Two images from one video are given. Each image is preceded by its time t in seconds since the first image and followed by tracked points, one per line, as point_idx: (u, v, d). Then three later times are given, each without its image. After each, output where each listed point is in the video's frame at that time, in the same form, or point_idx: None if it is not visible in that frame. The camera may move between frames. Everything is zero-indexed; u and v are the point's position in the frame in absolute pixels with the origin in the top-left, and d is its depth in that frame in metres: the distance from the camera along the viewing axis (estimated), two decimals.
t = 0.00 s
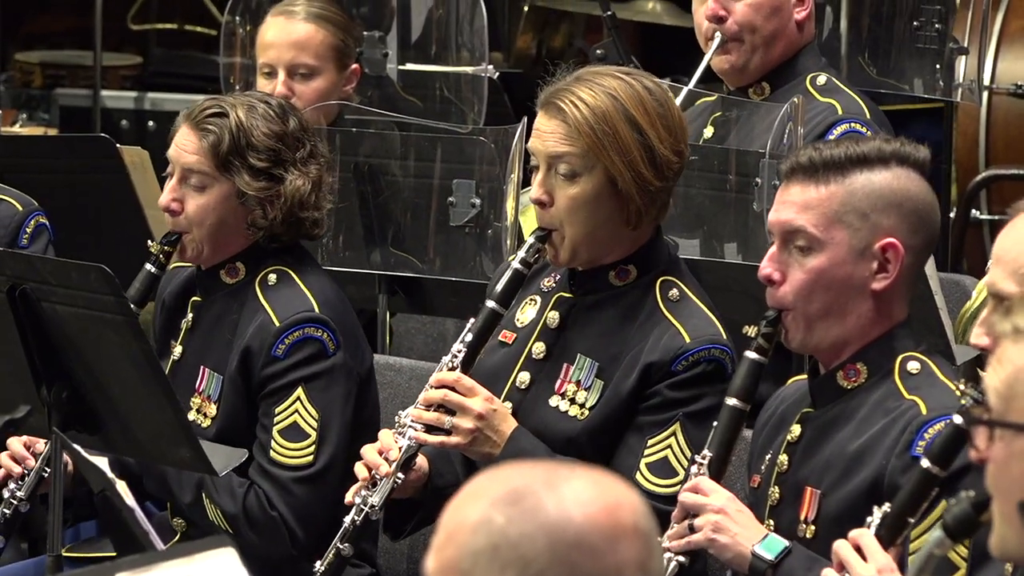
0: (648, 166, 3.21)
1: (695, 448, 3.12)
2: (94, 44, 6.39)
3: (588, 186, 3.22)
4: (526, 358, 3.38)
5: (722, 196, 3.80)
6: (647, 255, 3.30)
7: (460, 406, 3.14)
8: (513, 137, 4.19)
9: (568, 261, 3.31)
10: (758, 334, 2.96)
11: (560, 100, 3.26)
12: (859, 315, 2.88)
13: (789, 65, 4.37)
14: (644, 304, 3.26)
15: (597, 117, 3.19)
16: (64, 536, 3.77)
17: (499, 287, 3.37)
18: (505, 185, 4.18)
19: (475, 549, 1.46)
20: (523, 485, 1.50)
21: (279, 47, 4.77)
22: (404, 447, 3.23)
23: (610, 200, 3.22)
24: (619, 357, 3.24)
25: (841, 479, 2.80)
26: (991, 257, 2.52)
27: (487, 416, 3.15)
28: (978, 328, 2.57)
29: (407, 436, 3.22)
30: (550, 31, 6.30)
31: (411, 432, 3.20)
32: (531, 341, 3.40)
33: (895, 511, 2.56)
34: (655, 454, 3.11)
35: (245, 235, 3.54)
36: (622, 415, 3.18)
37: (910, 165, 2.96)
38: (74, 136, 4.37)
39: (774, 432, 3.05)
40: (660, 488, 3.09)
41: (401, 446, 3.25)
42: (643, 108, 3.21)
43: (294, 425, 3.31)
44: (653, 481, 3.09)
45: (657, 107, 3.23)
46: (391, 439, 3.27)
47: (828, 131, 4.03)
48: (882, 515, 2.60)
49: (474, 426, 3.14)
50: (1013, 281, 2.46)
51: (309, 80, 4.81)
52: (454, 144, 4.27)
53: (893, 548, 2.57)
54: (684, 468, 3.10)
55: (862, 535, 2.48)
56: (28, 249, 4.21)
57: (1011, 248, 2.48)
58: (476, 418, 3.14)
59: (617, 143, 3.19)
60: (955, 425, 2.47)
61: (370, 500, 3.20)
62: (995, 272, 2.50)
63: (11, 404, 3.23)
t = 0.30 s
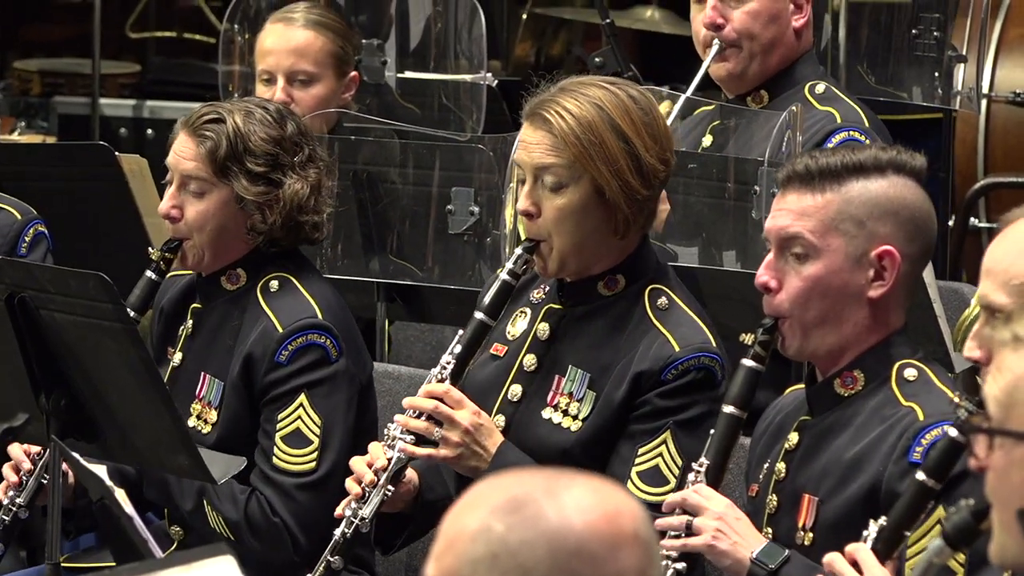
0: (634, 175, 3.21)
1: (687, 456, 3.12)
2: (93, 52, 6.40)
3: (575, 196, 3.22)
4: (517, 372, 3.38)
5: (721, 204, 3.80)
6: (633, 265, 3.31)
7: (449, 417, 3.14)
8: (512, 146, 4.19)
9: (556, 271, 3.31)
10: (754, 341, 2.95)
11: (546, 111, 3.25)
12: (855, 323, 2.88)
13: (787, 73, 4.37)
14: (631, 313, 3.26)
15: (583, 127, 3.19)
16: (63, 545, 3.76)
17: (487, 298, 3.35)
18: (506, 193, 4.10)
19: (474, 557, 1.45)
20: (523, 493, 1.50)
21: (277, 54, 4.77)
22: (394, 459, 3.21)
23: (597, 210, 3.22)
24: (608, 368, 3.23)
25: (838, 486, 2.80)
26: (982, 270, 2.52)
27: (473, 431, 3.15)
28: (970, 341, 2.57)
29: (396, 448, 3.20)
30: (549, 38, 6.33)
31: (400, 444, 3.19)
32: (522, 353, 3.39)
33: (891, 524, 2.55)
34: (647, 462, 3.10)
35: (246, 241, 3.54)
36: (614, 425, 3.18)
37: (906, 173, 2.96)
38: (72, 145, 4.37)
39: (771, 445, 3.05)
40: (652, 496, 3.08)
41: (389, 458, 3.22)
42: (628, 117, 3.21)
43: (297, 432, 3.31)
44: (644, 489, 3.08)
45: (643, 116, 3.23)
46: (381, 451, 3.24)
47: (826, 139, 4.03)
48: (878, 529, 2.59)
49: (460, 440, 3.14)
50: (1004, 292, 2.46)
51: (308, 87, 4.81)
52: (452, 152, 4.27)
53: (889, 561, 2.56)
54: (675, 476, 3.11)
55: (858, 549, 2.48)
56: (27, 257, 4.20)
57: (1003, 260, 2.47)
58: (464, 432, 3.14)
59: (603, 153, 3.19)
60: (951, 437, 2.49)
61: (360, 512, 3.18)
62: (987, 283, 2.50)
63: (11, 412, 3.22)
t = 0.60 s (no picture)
0: (629, 174, 3.22)
1: (677, 456, 3.12)
2: (93, 58, 6.40)
3: (570, 194, 3.22)
4: (511, 378, 3.37)
5: (720, 210, 3.80)
6: (626, 266, 3.31)
7: (438, 413, 3.14)
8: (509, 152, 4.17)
9: (549, 272, 3.30)
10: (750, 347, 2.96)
11: (541, 110, 3.26)
12: (849, 333, 2.88)
13: (785, 80, 4.38)
14: (622, 314, 3.27)
15: (578, 125, 3.20)
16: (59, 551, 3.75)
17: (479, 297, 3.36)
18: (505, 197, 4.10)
19: (470, 562, 1.46)
20: (519, 498, 1.49)
21: (277, 59, 4.78)
22: (383, 454, 3.20)
23: (591, 209, 3.23)
24: (603, 371, 3.24)
25: (833, 495, 2.79)
26: (980, 275, 2.52)
27: (463, 426, 3.16)
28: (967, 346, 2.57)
29: (386, 442, 3.21)
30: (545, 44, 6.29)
31: (391, 438, 3.20)
32: (515, 358, 3.39)
33: (886, 529, 2.55)
34: (637, 462, 3.11)
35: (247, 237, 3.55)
36: (609, 429, 3.19)
37: (901, 182, 2.96)
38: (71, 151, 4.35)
39: (767, 454, 3.05)
40: (641, 495, 3.08)
41: (379, 453, 3.21)
42: (622, 117, 3.22)
43: (291, 425, 3.30)
44: (636, 489, 3.09)
45: (638, 116, 3.24)
46: (370, 447, 3.23)
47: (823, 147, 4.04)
48: (874, 533, 2.58)
49: (451, 434, 3.15)
50: (1001, 299, 2.46)
51: (307, 93, 4.81)
52: (451, 158, 4.26)
53: (885, 566, 2.56)
54: (665, 476, 3.11)
55: (852, 553, 2.47)
56: (25, 264, 4.20)
57: (999, 265, 2.47)
58: (453, 427, 3.15)
59: (598, 150, 3.20)
60: (946, 443, 2.51)
61: (348, 506, 3.16)
62: (985, 289, 2.50)
63: (8, 418, 3.20)
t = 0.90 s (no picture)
0: (630, 166, 3.24)
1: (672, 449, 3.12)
2: (92, 60, 6.40)
3: (571, 184, 3.25)
4: (511, 374, 3.37)
5: (720, 213, 3.79)
6: (624, 263, 3.32)
7: (435, 399, 3.14)
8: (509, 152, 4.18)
9: (549, 264, 3.32)
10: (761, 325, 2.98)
11: (547, 100, 3.29)
12: (863, 320, 2.88)
13: (785, 81, 4.38)
14: (621, 310, 3.28)
15: (582, 116, 3.23)
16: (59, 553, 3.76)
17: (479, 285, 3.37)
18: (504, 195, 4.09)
19: (470, 566, 1.46)
20: (520, 501, 1.49)
21: (278, 60, 4.78)
22: (379, 438, 3.20)
23: (592, 199, 3.26)
24: (601, 366, 3.25)
25: (840, 486, 2.79)
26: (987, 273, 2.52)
27: (459, 411, 3.15)
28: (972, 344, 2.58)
29: (382, 427, 3.20)
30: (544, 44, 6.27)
31: (387, 422, 3.18)
32: (514, 357, 3.39)
33: (885, 524, 2.55)
34: (632, 455, 3.11)
35: (253, 228, 3.59)
36: (605, 424, 3.21)
37: (935, 183, 2.96)
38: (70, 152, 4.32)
39: (771, 447, 3.04)
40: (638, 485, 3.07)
41: (374, 437, 3.21)
42: (626, 109, 3.25)
43: (294, 412, 3.33)
44: (630, 480, 3.08)
45: (643, 111, 3.26)
46: (367, 432, 3.23)
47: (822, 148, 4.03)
48: (872, 527, 2.59)
49: (447, 419, 3.15)
50: (1008, 297, 2.46)
51: (308, 93, 4.81)
52: (450, 160, 4.27)
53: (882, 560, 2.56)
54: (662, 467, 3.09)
55: (850, 546, 2.48)
56: (25, 266, 4.20)
57: (1006, 265, 2.48)
58: (449, 413, 3.14)
59: (600, 141, 3.23)
60: (947, 440, 2.51)
61: (341, 491, 3.17)
62: (991, 287, 2.50)
63: (8, 420, 3.19)
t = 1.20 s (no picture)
0: (635, 153, 3.26)
1: (674, 439, 3.13)
2: (94, 57, 6.40)
3: (575, 170, 3.27)
4: (514, 367, 3.38)
5: (722, 210, 3.79)
6: (629, 254, 3.35)
7: (437, 381, 3.15)
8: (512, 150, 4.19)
9: (551, 251, 3.32)
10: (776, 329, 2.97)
11: (553, 87, 3.31)
12: (881, 323, 2.89)
13: (788, 79, 4.38)
14: (625, 301, 3.29)
15: (588, 102, 3.25)
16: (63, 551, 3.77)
17: (481, 272, 3.35)
18: (506, 199, 4.13)
19: (468, 564, 1.45)
20: (517, 499, 1.49)
21: (282, 57, 4.78)
22: (380, 420, 3.20)
23: (595, 185, 3.27)
24: (603, 357, 3.25)
25: (855, 489, 2.79)
26: (992, 270, 2.52)
27: (461, 394, 3.18)
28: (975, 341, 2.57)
29: (384, 410, 3.19)
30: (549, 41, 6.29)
31: (388, 405, 3.17)
32: (519, 348, 3.40)
33: (888, 520, 2.56)
34: (632, 442, 3.12)
35: (260, 220, 3.62)
36: (605, 414, 3.20)
37: (950, 183, 2.98)
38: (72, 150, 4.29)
39: (787, 444, 3.05)
40: (640, 473, 3.08)
41: (375, 420, 3.21)
42: (631, 97, 3.27)
43: (303, 394, 3.36)
44: (630, 467, 3.09)
45: (648, 102, 3.27)
46: (368, 415, 3.23)
47: (825, 147, 4.04)
48: (875, 524, 2.59)
49: (448, 401, 3.17)
50: (1012, 296, 2.45)
51: (311, 91, 4.81)
52: (453, 157, 4.27)
53: (884, 557, 2.57)
54: (661, 456, 3.11)
55: (854, 544, 2.46)
56: (28, 264, 4.20)
57: (1011, 262, 2.47)
58: (451, 395, 3.17)
59: (605, 127, 3.24)
60: (951, 436, 2.50)
61: (342, 473, 3.19)
62: (995, 285, 2.50)
63: (10, 417, 3.19)
